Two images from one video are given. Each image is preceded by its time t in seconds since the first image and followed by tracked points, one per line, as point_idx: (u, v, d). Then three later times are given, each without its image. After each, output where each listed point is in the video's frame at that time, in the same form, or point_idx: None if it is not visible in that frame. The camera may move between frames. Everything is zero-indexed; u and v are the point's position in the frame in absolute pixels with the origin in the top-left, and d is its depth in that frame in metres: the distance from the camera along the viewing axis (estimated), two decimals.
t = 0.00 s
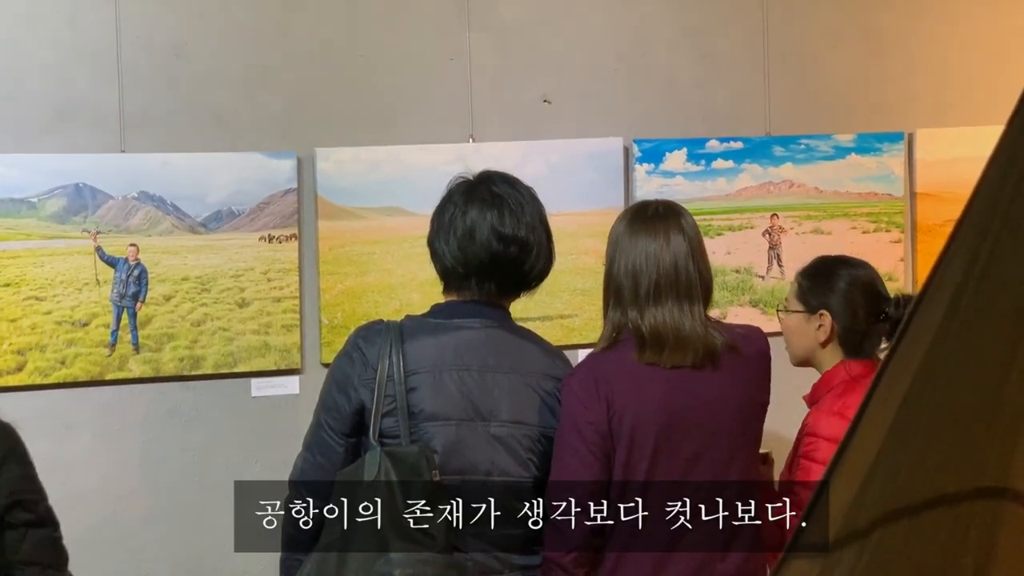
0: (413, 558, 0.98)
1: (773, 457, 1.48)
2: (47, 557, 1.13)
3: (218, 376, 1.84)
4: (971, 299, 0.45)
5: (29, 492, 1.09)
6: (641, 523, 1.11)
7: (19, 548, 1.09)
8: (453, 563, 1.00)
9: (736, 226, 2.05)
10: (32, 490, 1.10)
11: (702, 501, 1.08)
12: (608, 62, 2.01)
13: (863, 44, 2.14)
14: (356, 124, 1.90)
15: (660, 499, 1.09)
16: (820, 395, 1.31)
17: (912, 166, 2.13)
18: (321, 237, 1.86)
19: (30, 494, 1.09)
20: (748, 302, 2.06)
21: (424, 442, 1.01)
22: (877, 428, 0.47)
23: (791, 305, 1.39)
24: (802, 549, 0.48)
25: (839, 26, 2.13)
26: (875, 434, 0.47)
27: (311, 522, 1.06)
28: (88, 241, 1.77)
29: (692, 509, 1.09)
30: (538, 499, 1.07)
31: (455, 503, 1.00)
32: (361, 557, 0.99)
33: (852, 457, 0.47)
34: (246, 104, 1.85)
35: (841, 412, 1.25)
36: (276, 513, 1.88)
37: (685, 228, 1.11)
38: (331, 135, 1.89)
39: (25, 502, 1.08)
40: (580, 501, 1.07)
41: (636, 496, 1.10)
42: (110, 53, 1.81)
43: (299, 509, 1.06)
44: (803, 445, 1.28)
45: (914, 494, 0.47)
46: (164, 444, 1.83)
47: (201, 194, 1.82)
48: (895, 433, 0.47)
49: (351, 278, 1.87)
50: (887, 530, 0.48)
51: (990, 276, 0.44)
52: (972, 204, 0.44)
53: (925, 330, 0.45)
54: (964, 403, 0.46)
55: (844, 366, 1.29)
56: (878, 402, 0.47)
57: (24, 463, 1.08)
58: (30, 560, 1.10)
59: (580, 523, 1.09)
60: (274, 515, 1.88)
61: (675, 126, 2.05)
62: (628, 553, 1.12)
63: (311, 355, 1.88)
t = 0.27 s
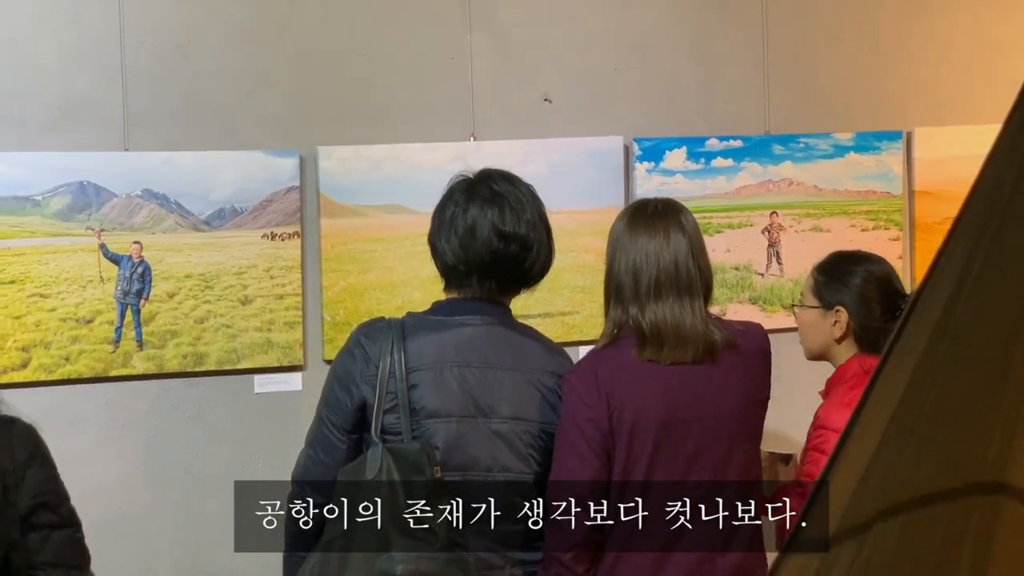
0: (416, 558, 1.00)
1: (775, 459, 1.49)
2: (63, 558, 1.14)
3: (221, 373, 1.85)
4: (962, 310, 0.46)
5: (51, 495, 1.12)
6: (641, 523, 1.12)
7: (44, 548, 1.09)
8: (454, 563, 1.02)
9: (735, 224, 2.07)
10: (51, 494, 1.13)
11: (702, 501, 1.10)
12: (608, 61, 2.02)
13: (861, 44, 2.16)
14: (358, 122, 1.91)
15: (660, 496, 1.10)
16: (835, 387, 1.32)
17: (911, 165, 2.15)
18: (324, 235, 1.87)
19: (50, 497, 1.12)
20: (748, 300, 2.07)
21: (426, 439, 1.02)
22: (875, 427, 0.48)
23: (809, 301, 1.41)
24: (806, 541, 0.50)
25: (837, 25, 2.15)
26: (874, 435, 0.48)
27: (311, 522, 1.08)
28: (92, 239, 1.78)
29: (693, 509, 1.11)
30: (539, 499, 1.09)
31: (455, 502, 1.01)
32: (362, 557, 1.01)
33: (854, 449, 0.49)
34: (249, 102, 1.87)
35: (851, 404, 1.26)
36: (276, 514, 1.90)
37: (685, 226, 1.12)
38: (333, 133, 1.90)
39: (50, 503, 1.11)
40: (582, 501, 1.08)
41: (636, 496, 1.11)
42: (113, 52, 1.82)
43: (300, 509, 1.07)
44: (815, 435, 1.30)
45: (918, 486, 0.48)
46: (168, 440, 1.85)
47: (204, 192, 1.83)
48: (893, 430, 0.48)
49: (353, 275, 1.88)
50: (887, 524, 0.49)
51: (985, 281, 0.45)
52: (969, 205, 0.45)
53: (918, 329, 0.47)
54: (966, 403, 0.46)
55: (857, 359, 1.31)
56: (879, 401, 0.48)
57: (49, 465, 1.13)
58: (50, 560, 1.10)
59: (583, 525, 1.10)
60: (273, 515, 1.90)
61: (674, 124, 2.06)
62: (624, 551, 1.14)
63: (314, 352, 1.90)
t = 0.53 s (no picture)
0: (415, 556, 1.00)
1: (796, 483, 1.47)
2: (73, 561, 1.08)
3: (222, 370, 1.85)
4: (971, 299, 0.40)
5: (57, 497, 1.07)
6: (641, 523, 1.12)
7: (43, 553, 1.06)
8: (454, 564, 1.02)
9: (736, 221, 2.07)
10: (59, 493, 1.08)
11: (702, 501, 1.10)
12: (609, 58, 2.02)
13: (862, 41, 2.16)
14: (359, 119, 1.91)
15: (661, 492, 1.10)
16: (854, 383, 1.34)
17: (912, 162, 2.16)
18: (325, 232, 1.87)
19: (56, 498, 1.07)
20: (749, 297, 2.08)
21: (428, 436, 1.02)
22: (877, 424, 0.42)
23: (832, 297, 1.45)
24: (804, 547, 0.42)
25: (838, 22, 2.15)
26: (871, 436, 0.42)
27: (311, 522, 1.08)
28: (94, 236, 1.78)
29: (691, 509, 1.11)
30: (539, 499, 1.09)
31: (455, 502, 1.01)
32: (362, 558, 1.01)
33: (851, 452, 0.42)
34: (250, 100, 1.87)
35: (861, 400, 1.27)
36: (276, 513, 1.91)
37: (687, 223, 1.12)
38: (334, 130, 1.90)
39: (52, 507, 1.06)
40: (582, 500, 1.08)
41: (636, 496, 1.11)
42: (115, 49, 1.82)
43: (300, 509, 1.07)
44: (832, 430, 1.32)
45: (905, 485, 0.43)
46: (169, 438, 1.85)
47: (205, 189, 1.83)
48: (896, 429, 0.42)
49: (355, 273, 1.88)
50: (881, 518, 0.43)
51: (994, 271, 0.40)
52: (971, 204, 0.39)
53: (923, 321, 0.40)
54: (959, 398, 0.42)
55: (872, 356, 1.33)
56: (879, 399, 0.41)
57: (53, 467, 1.07)
58: (53, 564, 1.06)
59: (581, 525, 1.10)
60: (274, 515, 1.91)
61: (675, 121, 2.06)
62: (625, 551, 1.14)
63: (315, 350, 1.91)
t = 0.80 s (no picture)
0: (410, 553, 0.98)
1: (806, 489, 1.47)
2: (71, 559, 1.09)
3: (223, 368, 1.85)
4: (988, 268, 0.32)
5: (51, 496, 1.07)
6: (641, 523, 1.13)
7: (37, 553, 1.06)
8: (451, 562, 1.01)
9: (738, 218, 2.06)
10: (55, 493, 1.07)
11: (702, 501, 1.10)
12: (610, 56, 2.02)
13: (863, 39, 2.16)
14: (360, 116, 1.91)
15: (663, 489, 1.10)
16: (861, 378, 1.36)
17: (913, 159, 2.17)
18: (326, 230, 1.87)
19: (52, 497, 1.07)
20: (750, 295, 2.08)
21: (422, 431, 1.02)
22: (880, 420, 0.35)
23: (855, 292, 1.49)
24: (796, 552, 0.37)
25: (839, 19, 2.15)
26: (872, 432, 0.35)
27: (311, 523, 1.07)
28: (95, 234, 1.78)
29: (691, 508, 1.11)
30: (539, 499, 1.08)
31: (455, 503, 1.01)
32: (357, 556, 0.99)
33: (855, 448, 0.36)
34: (251, 98, 1.86)
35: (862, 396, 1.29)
36: (276, 514, 1.91)
37: (691, 220, 1.12)
38: (335, 128, 1.90)
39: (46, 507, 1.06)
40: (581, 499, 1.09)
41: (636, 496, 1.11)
42: (116, 47, 1.81)
43: (299, 509, 1.07)
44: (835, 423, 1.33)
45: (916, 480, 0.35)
46: (171, 436, 1.85)
47: (207, 187, 1.83)
48: (901, 427, 0.35)
49: (356, 271, 1.88)
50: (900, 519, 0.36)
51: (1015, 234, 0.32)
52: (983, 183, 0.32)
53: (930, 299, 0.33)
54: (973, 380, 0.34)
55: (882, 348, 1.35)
56: (881, 395, 0.35)
57: (47, 467, 1.06)
58: (50, 563, 1.07)
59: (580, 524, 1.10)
60: (273, 515, 1.91)
61: (675, 119, 2.06)
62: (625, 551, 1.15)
63: (316, 348, 1.91)
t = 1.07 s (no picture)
0: (380, 544, 1.09)
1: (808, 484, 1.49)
2: (66, 550, 1.18)
3: (225, 366, 1.87)
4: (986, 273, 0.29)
5: (47, 489, 1.17)
6: (642, 523, 1.24)
7: (38, 544, 1.15)
8: (423, 555, 1.13)
9: (736, 216, 2.08)
10: (51, 487, 1.17)
11: (702, 502, 1.21)
12: (609, 55, 2.03)
13: (861, 37, 2.18)
14: (360, 114, 1.92)
15: (666, 479, 1.21)
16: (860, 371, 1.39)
17: (911, 157, 2.18)
18: (327, 228, 1.88)
19: (49, 490, 1.17)
20: (749, 292, 2.09)
21: (402, 423, 1.15)
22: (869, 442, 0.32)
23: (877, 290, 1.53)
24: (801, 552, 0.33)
25: (837, 18, 2.16)
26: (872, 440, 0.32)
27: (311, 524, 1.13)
28: (98, 233, 1.79)
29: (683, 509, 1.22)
30: (534, 483, 1.23)
31: (455, 503, 1.16)
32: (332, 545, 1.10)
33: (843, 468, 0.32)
34: (253, 97, 1.87)
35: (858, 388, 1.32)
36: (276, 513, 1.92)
37: (696, 219, 1.21)
38: (337, 126, 1.91)
39: (44, 499, 1.16)
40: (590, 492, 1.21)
41: (635, 497, 1.23)
42: (118, 47, 1.83)
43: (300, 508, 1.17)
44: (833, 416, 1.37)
45: (916, 481, 0.32)
46: (174, 433, 1.87)
47: (209, 186, 1.84)
48: (898, 427, 0.31)
49: (357, 268, 1.90)
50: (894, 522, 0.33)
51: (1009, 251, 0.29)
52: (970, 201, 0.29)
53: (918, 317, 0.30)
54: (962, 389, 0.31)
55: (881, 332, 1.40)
56: (883, 384, 0.31)
57: (44, 461, 1.16)
58: (48, 553, 1.16)
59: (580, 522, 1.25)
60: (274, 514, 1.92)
61: (674, 118, 2.07)
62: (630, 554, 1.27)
63: (317, 345, 1.92)
